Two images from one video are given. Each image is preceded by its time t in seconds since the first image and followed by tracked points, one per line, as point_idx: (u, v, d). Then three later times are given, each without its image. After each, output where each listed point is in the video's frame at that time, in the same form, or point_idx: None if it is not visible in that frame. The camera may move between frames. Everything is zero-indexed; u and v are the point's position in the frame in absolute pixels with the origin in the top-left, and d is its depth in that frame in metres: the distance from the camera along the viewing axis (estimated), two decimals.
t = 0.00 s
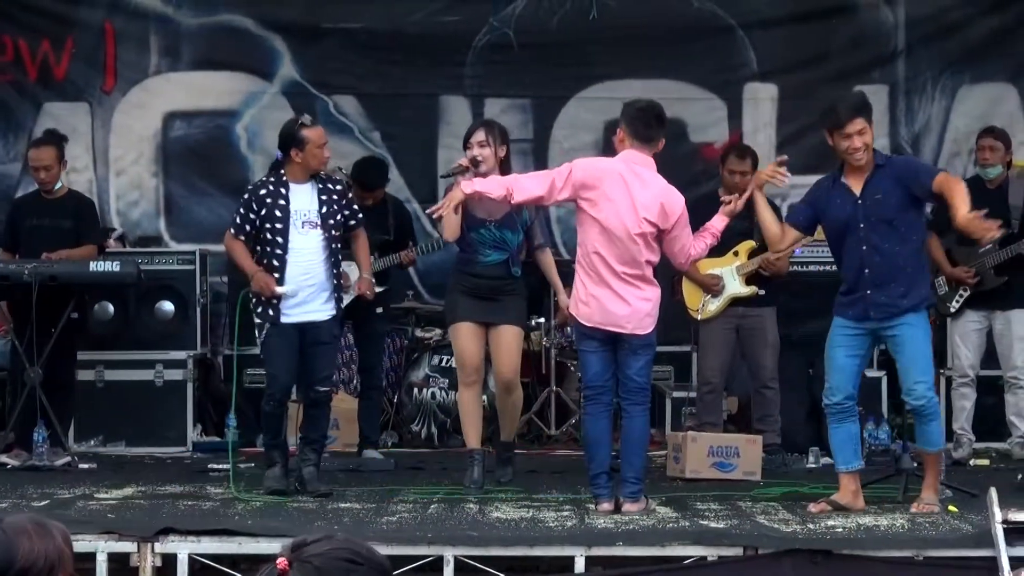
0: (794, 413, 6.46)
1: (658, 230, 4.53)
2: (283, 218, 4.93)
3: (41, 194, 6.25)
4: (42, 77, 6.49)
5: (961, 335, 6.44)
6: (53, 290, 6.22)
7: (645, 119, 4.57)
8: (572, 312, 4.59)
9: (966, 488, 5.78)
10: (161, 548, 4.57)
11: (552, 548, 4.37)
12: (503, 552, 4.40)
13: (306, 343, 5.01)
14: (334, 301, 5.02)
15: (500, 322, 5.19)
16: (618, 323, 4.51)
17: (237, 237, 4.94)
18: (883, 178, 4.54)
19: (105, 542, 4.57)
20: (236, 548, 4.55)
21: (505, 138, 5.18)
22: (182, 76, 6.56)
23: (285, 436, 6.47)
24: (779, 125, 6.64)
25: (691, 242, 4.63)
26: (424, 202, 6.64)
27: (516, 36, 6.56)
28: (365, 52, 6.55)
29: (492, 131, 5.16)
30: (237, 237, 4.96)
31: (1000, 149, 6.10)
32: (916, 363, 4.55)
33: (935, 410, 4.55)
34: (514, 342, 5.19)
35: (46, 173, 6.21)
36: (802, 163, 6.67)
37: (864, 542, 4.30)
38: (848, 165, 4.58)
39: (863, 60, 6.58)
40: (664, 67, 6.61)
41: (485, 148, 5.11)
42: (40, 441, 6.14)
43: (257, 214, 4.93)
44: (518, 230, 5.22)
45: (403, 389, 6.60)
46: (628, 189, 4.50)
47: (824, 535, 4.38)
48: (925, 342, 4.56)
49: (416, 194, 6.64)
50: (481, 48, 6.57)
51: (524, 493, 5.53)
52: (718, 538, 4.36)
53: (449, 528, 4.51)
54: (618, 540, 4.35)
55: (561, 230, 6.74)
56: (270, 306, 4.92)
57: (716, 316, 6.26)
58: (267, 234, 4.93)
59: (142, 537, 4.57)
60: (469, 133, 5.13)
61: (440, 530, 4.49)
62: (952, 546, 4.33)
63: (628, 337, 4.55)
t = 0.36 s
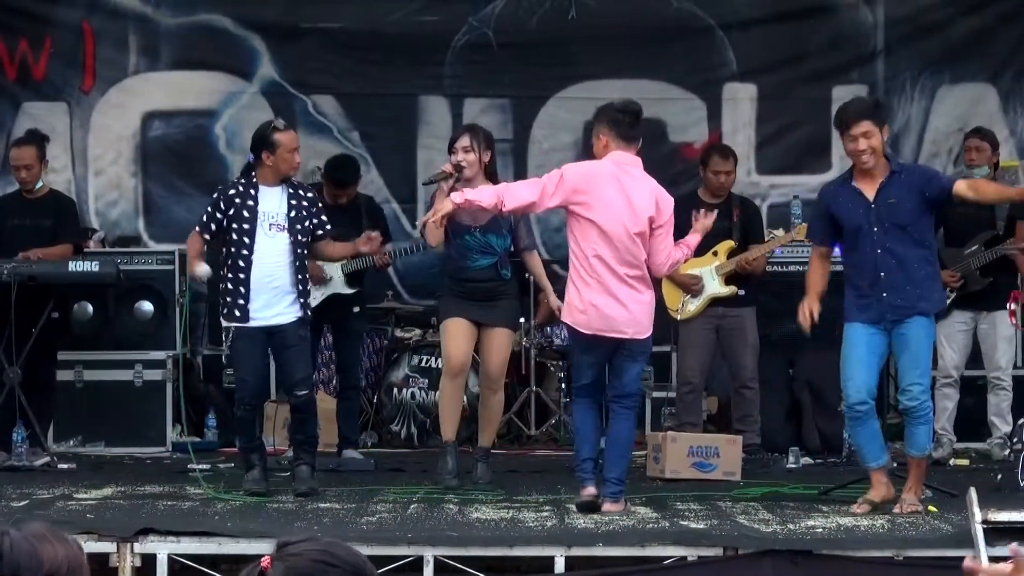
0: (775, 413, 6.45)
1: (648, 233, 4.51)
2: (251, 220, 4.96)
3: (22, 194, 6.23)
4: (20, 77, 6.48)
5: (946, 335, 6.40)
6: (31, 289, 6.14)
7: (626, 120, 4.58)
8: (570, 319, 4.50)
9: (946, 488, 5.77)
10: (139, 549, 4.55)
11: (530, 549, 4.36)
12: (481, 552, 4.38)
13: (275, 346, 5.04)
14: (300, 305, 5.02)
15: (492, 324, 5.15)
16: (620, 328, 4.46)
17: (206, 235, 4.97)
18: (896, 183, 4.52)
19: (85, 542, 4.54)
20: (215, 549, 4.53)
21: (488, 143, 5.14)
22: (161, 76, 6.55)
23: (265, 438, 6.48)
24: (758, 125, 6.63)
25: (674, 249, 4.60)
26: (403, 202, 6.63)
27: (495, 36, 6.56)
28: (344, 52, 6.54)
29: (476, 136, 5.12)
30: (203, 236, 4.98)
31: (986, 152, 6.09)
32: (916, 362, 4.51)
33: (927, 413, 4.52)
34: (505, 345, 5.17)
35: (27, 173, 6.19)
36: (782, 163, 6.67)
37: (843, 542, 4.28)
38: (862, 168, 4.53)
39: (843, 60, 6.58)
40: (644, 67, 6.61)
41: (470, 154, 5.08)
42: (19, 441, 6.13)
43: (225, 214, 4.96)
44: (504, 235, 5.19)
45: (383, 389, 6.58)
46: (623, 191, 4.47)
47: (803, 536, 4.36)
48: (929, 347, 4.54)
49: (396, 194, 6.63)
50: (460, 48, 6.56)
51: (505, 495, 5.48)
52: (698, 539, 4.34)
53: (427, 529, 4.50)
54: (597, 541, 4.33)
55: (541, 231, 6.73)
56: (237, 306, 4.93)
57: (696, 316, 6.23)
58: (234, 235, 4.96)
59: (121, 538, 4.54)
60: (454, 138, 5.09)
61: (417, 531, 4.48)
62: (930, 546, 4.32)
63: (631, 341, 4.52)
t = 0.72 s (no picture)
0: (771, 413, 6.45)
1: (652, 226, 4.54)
2: (244, 215, 4.97)
3: (19, 194, 6.24)
4: (17, 76, 6.49)
5: (946, 334, 6.39)
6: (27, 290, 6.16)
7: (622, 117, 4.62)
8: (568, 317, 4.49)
9: (943, 488, 5.77)
10: (135, 548, 4.53)
11: (525, 547, 4.35)
12: (478, 552, 4.38)
13: (274, 344, 5.05)
14: (296, 300, 5.02)
15: (488, 321, 5.15)
16: (621, 324, 4.46)
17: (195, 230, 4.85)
18: (864, 189, 4.51)
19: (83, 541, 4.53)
20: (212, 548, 4.52)
21: (489, 140, 5.14)
22: (157, 75, 6.56)
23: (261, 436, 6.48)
24: (754, 125, 6.63)
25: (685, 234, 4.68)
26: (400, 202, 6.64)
27: (492, 36, 6.56)
28: (340, 52, 6.55)
29: (477, 133, 5.13)
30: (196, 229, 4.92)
31: (989, 150, 6.10)
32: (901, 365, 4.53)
33: (914, 407, 4.54)
34: (501, 341, 5.15)
35: (25, 173, 6.20)
36: (778, 163, 6.67)
37: (839, 542, 4.28)
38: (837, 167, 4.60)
39: (838, 60, 6.58)
40: (640, 66, 6.61)
41: (470, 151, 5.08)
42: (15, 440, 6.13)
43: (219, 210, 4.97)
44: (500, 231, 5.18)
45: (379, 388, 6.56)
46: (627, 186, 4.49)
47: (799, 535, 4.36)
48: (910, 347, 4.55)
49: (392, 194, 6.63)
50: (456, 48, 6.57)
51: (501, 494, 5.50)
52: (694, 538, 4.33)
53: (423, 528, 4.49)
54: (593, 540, 4.32)
55: (537, 230, 6.73)
56: (235, 301, 4.93)
57: (691, 315, 6.22)
58: (229, 230, 4.97)
59: (117, 538, 4.52)
60: (454, 134, 5.10)
61: (414, 530, 4.47)
62: (927, 546, 4.32)
63: (631, 339, 4.53)
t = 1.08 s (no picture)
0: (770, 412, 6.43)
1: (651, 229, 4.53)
2: (245, 215, 4.97)
3: (20, 194, 6.25)
4: (16, 77, 6.49)
5: (946, 334, 6.37)
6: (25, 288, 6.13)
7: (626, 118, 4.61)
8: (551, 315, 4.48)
9: (942, 488, 5.76)
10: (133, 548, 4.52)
11: (523, 547, 4.34)
12: (476, 552, 4.38)
13: (274, 344, 5.05)
14: (297, 298, 5.03)
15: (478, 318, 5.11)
16: (598, 328, 4.43)
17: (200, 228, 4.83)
18: (802, 202, 4.64)
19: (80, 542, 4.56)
20: (211, 548, 4.52)
21: (487, 142, 5.13)
22: (155, 75, 6.56)
23: (260, 435, 6.48)
24: (753, 125, 6.63)
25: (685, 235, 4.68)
26: (398, 202, 6.64)
27: (490, 35, 6.56)
28: (339, 52, 6.55)
29: (474, 136, 5.13)
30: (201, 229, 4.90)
31: (989, 150, 6.10)
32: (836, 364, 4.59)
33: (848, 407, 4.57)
34: (492, 336, 5.09)
35: (25, 173, 6.20)
36: (776, 163, 6.67)
37: (838, 542, 4.27)
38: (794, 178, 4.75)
39: (837, 60, 6.58)
40: (639, 66, 6.60)
41: (466, 153, 5.08)
42: (15, 440, 6.14)
43: (218, 211, 4.97)
44: (493, 235, 5.17)
45: (377, 388, 6.55)
46: (626, 188, 4.47)
47: (798, 535, 4.35)
48: (839, 347, 4.59)
49: (390, 194, 6.63)
50: (454, 48, 6.57)
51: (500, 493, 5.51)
52: (692, 539, 4.31)
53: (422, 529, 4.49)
54: (592, 542, 4.31)
55: (536, 230, 6.73)
56: (239, 302, 4.93)
57: (690, 315, 6.20)
58: (229, 231, 4.96)
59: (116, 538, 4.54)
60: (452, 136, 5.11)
61: (413, 530, 4.47)
62: (925, 547, 4.31)
63: (608, 345, 4.49)
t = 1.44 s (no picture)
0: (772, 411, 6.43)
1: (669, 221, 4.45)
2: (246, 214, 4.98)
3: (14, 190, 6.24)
4: (17, 76, 6.49)
5: (947, 332, 6.37)
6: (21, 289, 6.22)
7: (638, 109, 4.49)
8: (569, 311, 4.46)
9: (943, 486, 5.77)
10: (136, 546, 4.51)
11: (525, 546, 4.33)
12: (477, 551, 4.38)
13: (274, 344, 5.05)
14: (296, 298, 5.03)
15: (480, 316, 5.11)
16: (615, 320, 4.39)
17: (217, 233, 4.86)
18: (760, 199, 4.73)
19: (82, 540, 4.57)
20: (212, 548, 4.52)
21: (488, 138, 5.09)
22: (157, 74, 6.56)
23: (262, 434, 6.50)
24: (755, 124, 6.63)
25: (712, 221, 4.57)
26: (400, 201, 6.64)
27: (491, 34, 6.56)
28: (340, 51, 6.55)
29: (475, 131, 5.08)
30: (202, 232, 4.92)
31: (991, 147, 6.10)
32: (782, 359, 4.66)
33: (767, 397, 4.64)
34: (494, 333, 5.10)
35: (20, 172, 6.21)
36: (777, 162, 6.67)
37: (840, 541, 4.28)
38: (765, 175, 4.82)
39: (838, 59, 6.58)
40: (639, 65, 6.60)
41: (467, 149, 5.05)
42: (17, 439, 6.15)
43: (218, 211, 4.98)
44: (495, 230, 5.16)
45: (379, 387, 6.55)
46: (639, 180, 4.40)
47: (798, 534, 4.36)
48: (780, 340, 4.66)
49: (391, 193, 6.63)
50: (455, 47, 6.57)
51: (501, 493, 5.51)
52: (694, 539, 4.31)
53: (424, 527, 4.50)
54: (594, 541, 4.32)
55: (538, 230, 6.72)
56: (238, 300, 4.95)
57: (691, 314, 6.20)
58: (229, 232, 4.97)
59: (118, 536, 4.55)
60: (453, 132, 5.06)
61: (415, 529, 4.48)
62: (925, 545, 4.32)
63: (628, 337, 4.44)
